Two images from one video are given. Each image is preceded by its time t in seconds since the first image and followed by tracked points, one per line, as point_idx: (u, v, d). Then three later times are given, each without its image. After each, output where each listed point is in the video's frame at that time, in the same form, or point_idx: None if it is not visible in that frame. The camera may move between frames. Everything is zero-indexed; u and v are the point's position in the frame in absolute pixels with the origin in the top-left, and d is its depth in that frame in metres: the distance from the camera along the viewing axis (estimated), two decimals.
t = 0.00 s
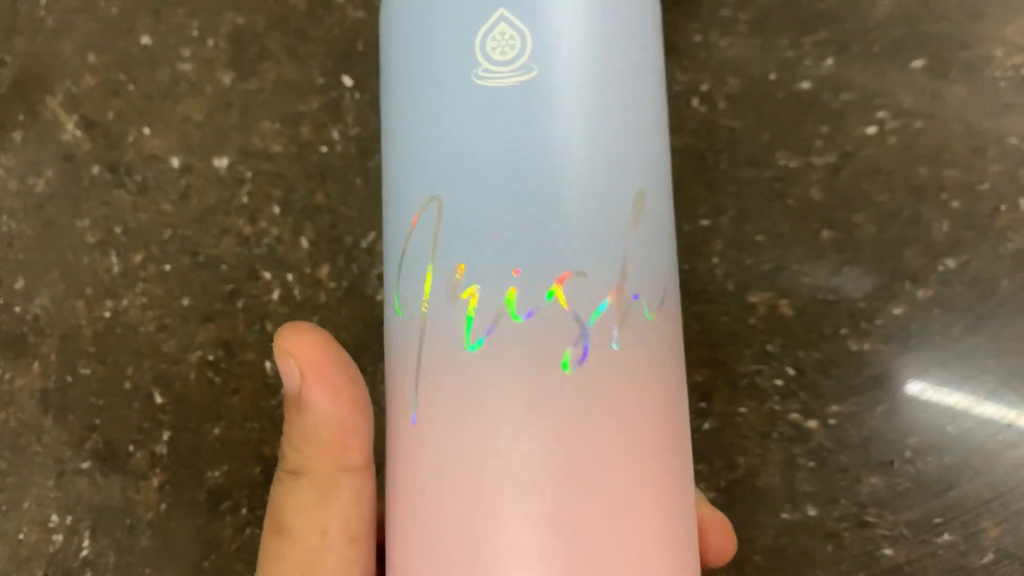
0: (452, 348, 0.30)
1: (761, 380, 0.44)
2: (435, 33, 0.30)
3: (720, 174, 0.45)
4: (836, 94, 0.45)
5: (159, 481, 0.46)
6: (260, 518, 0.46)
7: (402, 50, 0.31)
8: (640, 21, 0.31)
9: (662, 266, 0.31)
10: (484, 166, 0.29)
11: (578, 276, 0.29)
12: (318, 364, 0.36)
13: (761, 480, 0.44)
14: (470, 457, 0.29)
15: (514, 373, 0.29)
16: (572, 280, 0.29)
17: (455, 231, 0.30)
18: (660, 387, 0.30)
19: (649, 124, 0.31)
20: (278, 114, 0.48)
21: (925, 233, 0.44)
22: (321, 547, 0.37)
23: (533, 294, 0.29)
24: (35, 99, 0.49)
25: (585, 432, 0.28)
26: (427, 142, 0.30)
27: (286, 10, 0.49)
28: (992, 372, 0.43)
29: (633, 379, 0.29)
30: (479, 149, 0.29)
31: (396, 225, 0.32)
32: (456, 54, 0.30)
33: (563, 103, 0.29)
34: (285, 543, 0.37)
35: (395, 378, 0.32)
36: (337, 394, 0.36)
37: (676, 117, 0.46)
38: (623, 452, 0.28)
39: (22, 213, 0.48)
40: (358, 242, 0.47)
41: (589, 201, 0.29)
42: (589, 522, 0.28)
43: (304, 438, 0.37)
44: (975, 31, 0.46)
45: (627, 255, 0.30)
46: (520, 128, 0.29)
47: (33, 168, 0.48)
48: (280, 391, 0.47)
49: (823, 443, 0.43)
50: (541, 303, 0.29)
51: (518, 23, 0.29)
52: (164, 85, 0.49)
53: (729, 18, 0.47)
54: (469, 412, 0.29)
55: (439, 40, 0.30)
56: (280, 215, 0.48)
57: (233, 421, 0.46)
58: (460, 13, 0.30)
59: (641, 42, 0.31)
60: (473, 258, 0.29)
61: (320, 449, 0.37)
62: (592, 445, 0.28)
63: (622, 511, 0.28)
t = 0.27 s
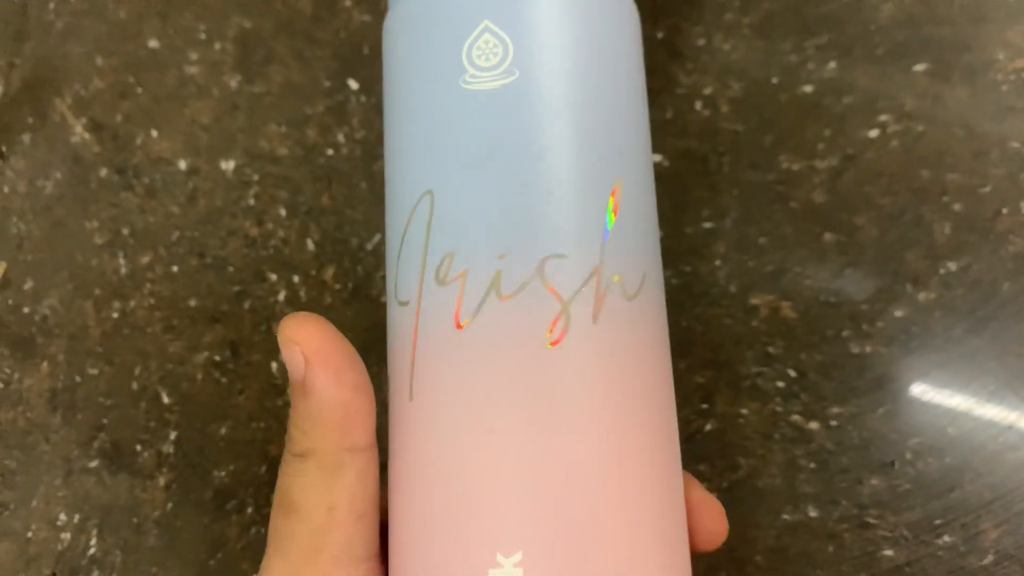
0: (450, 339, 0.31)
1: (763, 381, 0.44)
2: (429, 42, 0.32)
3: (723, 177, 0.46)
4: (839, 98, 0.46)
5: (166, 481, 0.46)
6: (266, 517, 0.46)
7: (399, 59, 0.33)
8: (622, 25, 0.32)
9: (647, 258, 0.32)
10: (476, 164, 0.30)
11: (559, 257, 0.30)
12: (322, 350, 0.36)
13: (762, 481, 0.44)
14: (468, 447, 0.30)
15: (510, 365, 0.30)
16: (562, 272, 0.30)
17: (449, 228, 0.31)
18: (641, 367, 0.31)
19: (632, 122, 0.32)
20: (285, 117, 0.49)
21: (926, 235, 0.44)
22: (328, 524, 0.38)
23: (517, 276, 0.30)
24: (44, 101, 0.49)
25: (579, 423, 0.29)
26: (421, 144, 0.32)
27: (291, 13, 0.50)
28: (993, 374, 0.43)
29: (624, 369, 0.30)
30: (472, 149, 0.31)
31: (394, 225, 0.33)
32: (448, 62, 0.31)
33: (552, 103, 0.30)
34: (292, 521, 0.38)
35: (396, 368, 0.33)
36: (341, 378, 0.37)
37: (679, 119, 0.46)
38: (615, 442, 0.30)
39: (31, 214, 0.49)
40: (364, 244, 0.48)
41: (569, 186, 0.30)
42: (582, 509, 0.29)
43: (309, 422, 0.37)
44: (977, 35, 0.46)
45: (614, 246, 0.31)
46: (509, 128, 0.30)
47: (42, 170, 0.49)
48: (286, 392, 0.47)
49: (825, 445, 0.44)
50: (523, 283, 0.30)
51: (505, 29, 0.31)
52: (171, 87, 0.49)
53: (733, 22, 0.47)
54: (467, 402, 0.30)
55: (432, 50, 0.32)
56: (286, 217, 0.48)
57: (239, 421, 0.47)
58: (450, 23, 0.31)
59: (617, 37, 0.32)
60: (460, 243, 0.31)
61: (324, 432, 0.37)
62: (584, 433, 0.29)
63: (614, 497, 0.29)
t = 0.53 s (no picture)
0: (469, 314, 0.33)
1: (767, 378, 0.45)
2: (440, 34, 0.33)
3: (729, 179, 0.47)
4: (843, 103, 0.47)
5: (184, 471, 0.47)
6: (281, 507, 0.47)
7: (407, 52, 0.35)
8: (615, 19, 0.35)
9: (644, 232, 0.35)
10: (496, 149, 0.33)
11: (579, 232, 0.33)
12: (357, 311, 0.40)
13: (765, 476, 0.45)
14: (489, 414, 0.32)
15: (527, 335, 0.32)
16: (577, 247, 0.33)
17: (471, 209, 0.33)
18: (644, 330, 0.34)
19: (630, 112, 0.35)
20: (300, 118, 0.50)
21: (928, 237, 0.45)
22: (364, 465, 0.41)
23: (542, 249, 0.33)
24: (66, 102, 0.51)
25: (592, 385, 0.32)
26: (437, 132, 0.34)
27: (307, 17, 0.51)
28: (992, 373, 0.44)
29: (628, 333, 0.33)
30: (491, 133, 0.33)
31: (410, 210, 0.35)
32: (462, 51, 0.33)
33: (563, 93, 0.33)
34: (332, 460, 0.41)
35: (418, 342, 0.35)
36: (376, 336, 0.40)
37: (686, 123, 0.47)
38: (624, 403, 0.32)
39: (52, 211, 0.50)
40: (377, 243, 0.49)
41: (586, 167, 0.33)
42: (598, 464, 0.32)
43: (348, 373, 0.40)
44: (979, 42, 0.47)
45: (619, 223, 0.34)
46: (525, 116, 0.33)
47: (63, 169, 0.50)
48: (302, 385, 0.48)
49: (827, 440, 0.45)
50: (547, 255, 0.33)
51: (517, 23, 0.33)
52: (190, 89, 0.51)
53: (740, 28, 0.48)
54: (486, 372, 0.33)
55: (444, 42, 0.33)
56: (302, 216, 0.49)
57: (255, 413, 0.48)
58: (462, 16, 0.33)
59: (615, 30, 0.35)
60: (488, 219, 0.33)
61: (361, 382, 0.40)
62: (595, 395, 0.32)
63: (625, 451, 0.32)
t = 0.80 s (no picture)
0: (494, 313, 0.35)
1: (767, 387, 0.47)
2: (476, 38, 0.34)
3: (732, 196, 0.49)
4: (843, 124, 0.48)
5: (207, 468, 0.50)
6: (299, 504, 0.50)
7: (439, 52, 0.35)
8: (637, 32, 0.37)
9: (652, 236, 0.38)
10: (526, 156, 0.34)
11: (601, 245, 0.35)
12: (377, 294, 0.42)
13: (763, 480, 0.47)
14: (509, 410, 0.34)
15: (548, 335, 0.34)
16: (595, 251, 0.35)
17: (500, 213, 0.35)
18: (649, 337, 0.37)
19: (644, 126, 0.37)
20: (321, 133, 0.52)
21: (924, 254, 0.47)
22: (386, 433, 0.43)
23: (569, 258, 0.34)
24: (96, 114, 0.53)
25: (602, 383, 0.34)
26: (469, 135, 0.35)
27: (329, 36, 0.53)
28: (982, 384, 0.46)
29: (636, 333, 0.36)
30: (522, 141, 0.34)
31: (437, 206, 0.36)
32: (497, 60, 0.34)
33: (590, 105, 0.35)
34: (356, 427, 0.43)
35: (441, 336, 0.37)
36: (395, 316, 0.42)
37: (692, 141, 0.49)
38: (629, 401, 0.35)
39: (83, 219, 0.52)
40: (394, 253, 0.51)
41: (610, 183, 0.35)
42: (606, 459, 0.34)
43: (369, 350, 0.42)
44: (976, 66, 0.49)
45: (632, 229, 0.36)
46: (557, 131, 0.34)
47: (93, 179, 0.52)
48: (320, 388, 0.50)
49: (823, 446, 0.46)
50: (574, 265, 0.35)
51: (552, 33, 0.34)
52: (216, 104, 0.53)
53: (744, 51, 0.50)
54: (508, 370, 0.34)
55: (480, 46, 0.34)
56: (323, 226, 0.51)
57: (276, 414, 0.50)
58: (499, 23, 0.34)
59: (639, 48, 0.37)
60: (519, 226, 0.34)
61: (382, 357, 0.42)
62: (608, 399, 0.34)
63: (629, 446, 0.35)
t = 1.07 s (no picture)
0: (483, 313, 0.38)
1: (763, 409, 0.49)
2: (469, 65, 0.37)
3: (732, 225, 0.51)
4: (839, 157, 0.51)
5: (229, 481, 0.52)
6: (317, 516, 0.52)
7: (437, 75, 0.38)
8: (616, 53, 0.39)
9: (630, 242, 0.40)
10: (514, 171, 0.37)
11: (582, 252, 0.38)
12: (388, 296, 0.45)
13: (759, 497, 0.49)
14: (495, 400, 0.37)
15: (531, 332, 0.37)
16: (576, 257, 0.38)
17: (490, 223, 0.37)
18: (626, 333, 0.40)
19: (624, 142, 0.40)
20: (341, 161, 0.55)
21: (914, 282, 0.49)
22: (393, 418, 0.46)
23: (552, 264, 0.37)
24: (126, 142, 0.56)
25: (580, 376, 0.37)
26: (463, 152, 0.38)
27: (348, 69, 0.55)
28: (970, 407, 0.48)
29: (612, 331, 0.39)
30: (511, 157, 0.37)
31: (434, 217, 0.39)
32: (488, 86, 0.37)
33: (573, 124, 0.37)
34: (365, 414, 0.47)
35: (436, 334, 0.40)
36: (405, 316, 0.45)
37: (694, 173, 0.52)
38: (605, 393, 0.38)
39: (112, 241, 0.55)
40: (409, 276, 0.54)
41: (591, 195, 0.38)
42: (582, 445, 0.37)
43: (378, 347, 0.45)
44: (966, 103, 0.51)
45: (611, 236, 0.39)
46: (542, 150, 0.37)
47: (122, 203, 0.55)
48: (338, 405, 0.53)
49: (816, 465, 0.49)
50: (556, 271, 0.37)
51: (539, 59, 0.37)
52: (240, 133, 0.55)
53: (745, 87, 0.52)
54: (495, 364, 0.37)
55: (473, 71, 0.37)
56: (341, 250, 0.54)
57: (295, 429, 0.52)
58: (490, 49, 0.37)
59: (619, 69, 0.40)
60: (507, 236, 0.37)
61: (391, 354, 0.45)
62: (586, 390, 0.37)
63: (603, 434, 0.38)
